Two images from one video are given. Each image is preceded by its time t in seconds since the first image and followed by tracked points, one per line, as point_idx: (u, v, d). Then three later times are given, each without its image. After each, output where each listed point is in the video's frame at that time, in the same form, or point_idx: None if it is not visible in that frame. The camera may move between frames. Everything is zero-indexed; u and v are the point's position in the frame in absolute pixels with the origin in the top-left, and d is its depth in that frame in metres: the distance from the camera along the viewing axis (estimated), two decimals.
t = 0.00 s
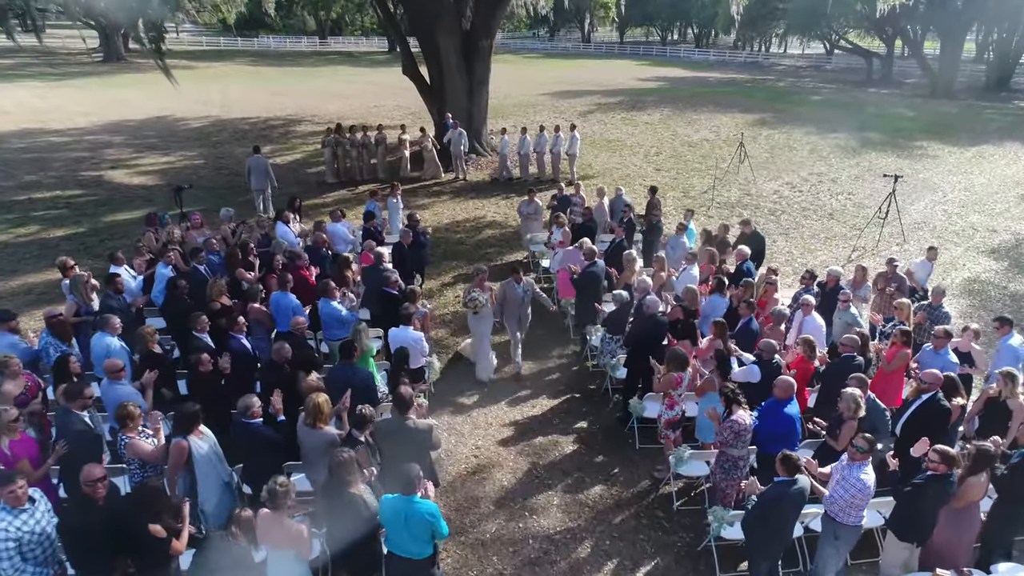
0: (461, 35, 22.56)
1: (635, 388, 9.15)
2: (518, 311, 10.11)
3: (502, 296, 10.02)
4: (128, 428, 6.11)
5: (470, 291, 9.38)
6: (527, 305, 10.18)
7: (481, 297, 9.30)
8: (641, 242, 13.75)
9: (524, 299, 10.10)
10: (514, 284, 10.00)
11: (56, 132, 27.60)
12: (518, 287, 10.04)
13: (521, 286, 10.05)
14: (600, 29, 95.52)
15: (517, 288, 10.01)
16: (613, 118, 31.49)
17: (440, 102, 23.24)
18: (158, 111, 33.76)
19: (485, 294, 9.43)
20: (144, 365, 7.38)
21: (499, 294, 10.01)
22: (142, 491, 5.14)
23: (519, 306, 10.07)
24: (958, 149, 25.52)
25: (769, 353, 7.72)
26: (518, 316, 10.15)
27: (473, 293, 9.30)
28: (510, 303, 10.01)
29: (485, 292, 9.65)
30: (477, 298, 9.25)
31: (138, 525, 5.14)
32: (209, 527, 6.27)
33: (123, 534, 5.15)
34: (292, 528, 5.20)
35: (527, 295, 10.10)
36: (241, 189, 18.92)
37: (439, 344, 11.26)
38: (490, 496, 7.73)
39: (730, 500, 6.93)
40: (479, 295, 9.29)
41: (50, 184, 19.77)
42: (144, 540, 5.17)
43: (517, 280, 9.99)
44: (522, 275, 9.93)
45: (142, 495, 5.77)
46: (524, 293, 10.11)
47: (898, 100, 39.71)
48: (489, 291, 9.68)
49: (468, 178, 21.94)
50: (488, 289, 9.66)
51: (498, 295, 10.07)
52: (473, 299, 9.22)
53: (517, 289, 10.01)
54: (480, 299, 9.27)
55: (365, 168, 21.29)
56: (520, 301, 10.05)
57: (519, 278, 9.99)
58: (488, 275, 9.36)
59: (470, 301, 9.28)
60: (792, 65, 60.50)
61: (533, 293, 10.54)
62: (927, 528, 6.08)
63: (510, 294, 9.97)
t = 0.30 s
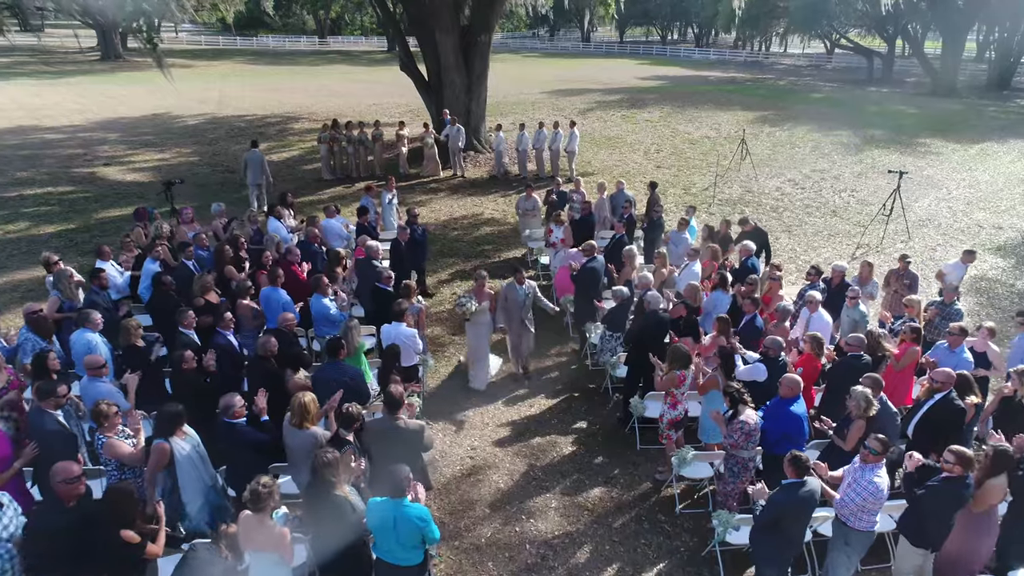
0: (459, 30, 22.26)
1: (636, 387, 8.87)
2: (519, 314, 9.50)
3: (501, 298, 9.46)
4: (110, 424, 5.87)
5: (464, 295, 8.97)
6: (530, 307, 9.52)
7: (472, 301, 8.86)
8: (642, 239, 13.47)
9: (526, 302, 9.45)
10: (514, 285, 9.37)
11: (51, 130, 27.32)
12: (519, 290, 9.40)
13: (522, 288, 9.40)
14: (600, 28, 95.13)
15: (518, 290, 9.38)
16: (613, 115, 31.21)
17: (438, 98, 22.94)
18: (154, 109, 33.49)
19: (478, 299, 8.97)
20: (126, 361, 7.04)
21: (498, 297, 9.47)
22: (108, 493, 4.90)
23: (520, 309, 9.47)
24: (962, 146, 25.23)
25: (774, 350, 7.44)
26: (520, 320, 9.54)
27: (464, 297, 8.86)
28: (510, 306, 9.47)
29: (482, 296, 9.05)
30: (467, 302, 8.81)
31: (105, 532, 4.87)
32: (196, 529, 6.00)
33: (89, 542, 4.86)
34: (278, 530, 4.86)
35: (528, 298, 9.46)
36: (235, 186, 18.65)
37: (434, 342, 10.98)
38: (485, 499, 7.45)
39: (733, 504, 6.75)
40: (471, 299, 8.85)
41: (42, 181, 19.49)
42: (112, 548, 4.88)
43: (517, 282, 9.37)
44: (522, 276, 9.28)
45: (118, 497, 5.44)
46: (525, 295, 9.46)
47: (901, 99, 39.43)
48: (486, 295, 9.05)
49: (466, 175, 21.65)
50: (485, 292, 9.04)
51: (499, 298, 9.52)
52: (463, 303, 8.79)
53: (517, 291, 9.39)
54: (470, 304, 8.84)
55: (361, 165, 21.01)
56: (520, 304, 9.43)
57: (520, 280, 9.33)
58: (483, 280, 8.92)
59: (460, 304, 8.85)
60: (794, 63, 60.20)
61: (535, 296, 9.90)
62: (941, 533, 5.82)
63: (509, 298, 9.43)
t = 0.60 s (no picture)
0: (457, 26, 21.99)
1: (638, 386, 8.60)
2: (525, 323, 8.82)
3: (506, 306, 8.82)
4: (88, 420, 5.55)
5: (461, 305, 8.39)
6: (537, 315, 8.82)
7: (469, 312, 8.27)
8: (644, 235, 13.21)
9: (533, 309, 8.77)
10: (519, 292, 8.70)
11: (46, 127, 27.06)
12: (523, 297, 8.74)
13: (527, 295, 8.73)
14: (601, 28, 94.87)
15: (522, 297, 8.72)
16: (613, 113, 30.96)
17: (437, 94, 22.66)
18: (151, 107, 33.19)
19: (478, 310, 8.36)
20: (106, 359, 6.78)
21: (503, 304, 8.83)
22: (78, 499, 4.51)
23: (525, 319, 8.80)
24: (967, 144, 24.97)
25: (782, 347, 7.18)
26: (526, 330, 8.86)
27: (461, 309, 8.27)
28: (515, 315, 8.80)
29: (483, 307, 8.39)
30: (462, 314, 8.23)
31: (79, 539, 4.54)
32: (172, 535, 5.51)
33: (60, 553, 4.53)
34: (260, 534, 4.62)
35: (535, 307, 8.77)
36: (231, 182, 18.38)
37: (431, 340, 10.69)
38: (482, 502, 7.17)
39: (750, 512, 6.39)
40: (467, 309, 8.26)
41: (35, 178, 19.21)
42: (87, 557, 4.54)
43: (521, 288, 8.71)
44: (526, 282, 8.61)
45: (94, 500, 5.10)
46: (532, 302, 8.76)
47: (903, 97, 39.18)
48: (488, 306, 8.38)
49: (465, 172, 21.38)
50: (487, 303, 8.37)
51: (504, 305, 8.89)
52: (457, 314, 8.22)
53: (522, 298, 8.72)
54: (466, 315, 8.25)
55: (359, 162, 20.72)
56: (525, 313, 8.75)
57: (524, 286, 8.68)
58: (481, 289, 8.25)
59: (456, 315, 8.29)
60: (795, 63, 59.95)
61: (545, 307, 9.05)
62: (961, 538, 5.54)
63: (514, 306, 8.77)
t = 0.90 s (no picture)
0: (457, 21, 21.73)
1: (641, 383, 8.34)
2: (532, 330, 8.21)
3: (508, 314, 8.21)
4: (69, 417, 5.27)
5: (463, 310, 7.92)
6: (545, 320, 8.22)
7: (472, 318, 7.79)
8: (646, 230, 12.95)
9: (538, 315, 8.16)
10: (522, 298, 8.09)
11: (41, 124, 26.80)
12: (527, 302, 8.12)
13: (531, 299, 8.11)
14: (602, 28, 94.62)
15: (525, 302, 8.10)
16: (614, 110, 30.71)
17: (436, 90, 22.40)
18: (147, 104, 32.92)
19: (480, 316, 7.88)
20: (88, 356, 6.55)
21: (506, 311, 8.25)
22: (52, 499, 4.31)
23: (531, 325, 8.19)
24: (971, 141, 24.71)
25: (791, 342, 6.93)
26: (534, 336, 8.24)
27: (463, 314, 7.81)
28: (520, 321, 8.19)
29: (485, 312, 7.89)
30: (465, 320, 7.76)
31: (54, 542, 4.27)
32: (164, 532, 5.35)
33: (34, 558, 4.20)
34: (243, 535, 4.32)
35: (541, 312, 8.16)
36: (227, 179, 18.13)
37: (428, 336, 10.43)
38: (479, 503, 6.91)
39: (761, 515, 6.12)
40: (470, 316, 7.78)
41: (28, 174, 18.95)
42: (60, 564, 4.26)
43: (524, 293, 8.08)
44: (529, 287, 7.99)
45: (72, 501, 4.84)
46: (537, 307, 8.16)
47: (906, 95, 38.92)
48: (490, 311, 7.89)
49: (464, 169, 21.11)
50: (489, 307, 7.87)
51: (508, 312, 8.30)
52: (460, 320, 7.75)
53: (526, 303, 8.10)
54: (469, 320, 7.78)
55: (357, 159, 20.45)
56: (531, 319, 8.16)
57: (528, 290, 8.04)
58: (483, 294, 7.75)
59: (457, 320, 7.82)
60: (796, 62, 59.67)
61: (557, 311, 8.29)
62: (982, 542, 5.24)
63: (518, 313, 8.15)
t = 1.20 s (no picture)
0: (456, 16, 21.51)
1: (642, 380, 8.11)
2: (534, 340, 7.73)
3: (508, 323, 7.72)
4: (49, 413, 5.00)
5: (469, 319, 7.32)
6: (546, 329, 7.75)
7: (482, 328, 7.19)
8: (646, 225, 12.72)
9: (541, 323, 7.68)
10: (522, 305, 7.63)
11: (36, 121, 26.58)
12: (528, 311, 7.64)
13: (532, 307, 7.65)
14: (602, 28, 94.33)
15: (527, 311, 7.62)
16: (614, 107, 30.48)
17: (434, 86, 22.17)
18: (144, 101, 32.68)
19: (487, 325, 7.31)
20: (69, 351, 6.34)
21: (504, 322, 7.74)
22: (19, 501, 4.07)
23: (534, 334, 7.70)
24: (975, 137, 24.48)
25: (798, 337, 6.70)
26: (537, 346, 7.76)
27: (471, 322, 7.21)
28: (522, 330, 7.70)
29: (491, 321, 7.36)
30: (474, 328, 7.14)
31: (22, 544, 4.00)
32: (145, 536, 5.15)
33: None
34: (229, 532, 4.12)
35: (543, 320, 7.69)
36: (222, 175, 17.89)
37: (424, 333, 10.19)
38: (476, 503, 6.67)
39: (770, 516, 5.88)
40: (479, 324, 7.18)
41: (21, 170, 18.71)
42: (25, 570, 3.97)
43: (524, 300, 7.62)
44: (530, 293, 7.54)
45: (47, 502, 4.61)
46: (539, 315, 7.68)
47: (907, 93, 38.69)
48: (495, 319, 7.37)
49: (462, 165, 20.87)
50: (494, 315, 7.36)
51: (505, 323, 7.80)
52: (469, 329, 7.13)
53: (527, 311, 7.63)
54: (479, 330, 7.17)
55: (354, 155, 20.22)
56: (533, 328, 7.67)
57: (528, 298, 7.60)
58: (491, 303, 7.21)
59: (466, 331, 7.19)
60: (796, 61, 59.43)
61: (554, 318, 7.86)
62: (1000, 544, 4.99)
63: (520, 321, 7.67)
